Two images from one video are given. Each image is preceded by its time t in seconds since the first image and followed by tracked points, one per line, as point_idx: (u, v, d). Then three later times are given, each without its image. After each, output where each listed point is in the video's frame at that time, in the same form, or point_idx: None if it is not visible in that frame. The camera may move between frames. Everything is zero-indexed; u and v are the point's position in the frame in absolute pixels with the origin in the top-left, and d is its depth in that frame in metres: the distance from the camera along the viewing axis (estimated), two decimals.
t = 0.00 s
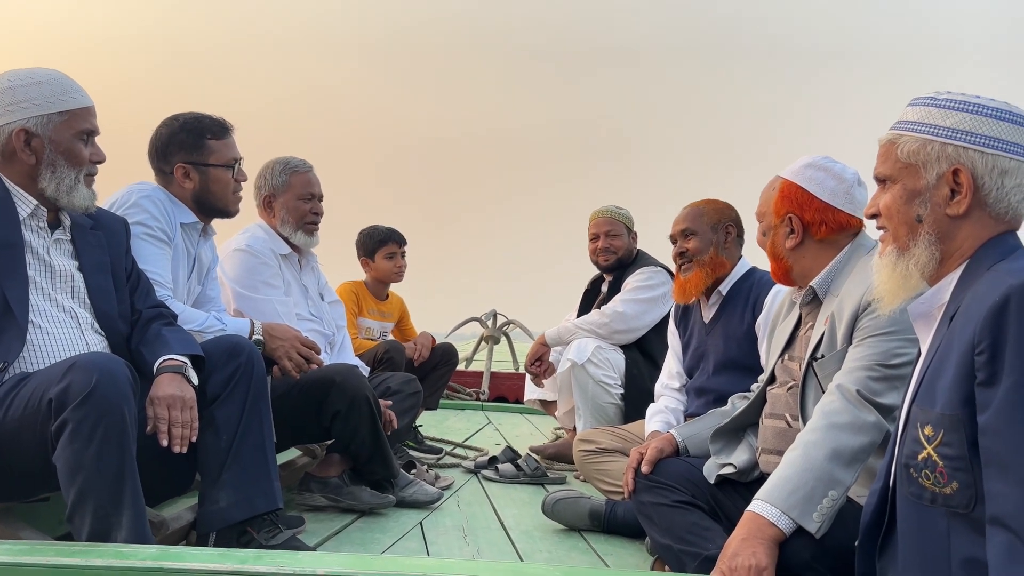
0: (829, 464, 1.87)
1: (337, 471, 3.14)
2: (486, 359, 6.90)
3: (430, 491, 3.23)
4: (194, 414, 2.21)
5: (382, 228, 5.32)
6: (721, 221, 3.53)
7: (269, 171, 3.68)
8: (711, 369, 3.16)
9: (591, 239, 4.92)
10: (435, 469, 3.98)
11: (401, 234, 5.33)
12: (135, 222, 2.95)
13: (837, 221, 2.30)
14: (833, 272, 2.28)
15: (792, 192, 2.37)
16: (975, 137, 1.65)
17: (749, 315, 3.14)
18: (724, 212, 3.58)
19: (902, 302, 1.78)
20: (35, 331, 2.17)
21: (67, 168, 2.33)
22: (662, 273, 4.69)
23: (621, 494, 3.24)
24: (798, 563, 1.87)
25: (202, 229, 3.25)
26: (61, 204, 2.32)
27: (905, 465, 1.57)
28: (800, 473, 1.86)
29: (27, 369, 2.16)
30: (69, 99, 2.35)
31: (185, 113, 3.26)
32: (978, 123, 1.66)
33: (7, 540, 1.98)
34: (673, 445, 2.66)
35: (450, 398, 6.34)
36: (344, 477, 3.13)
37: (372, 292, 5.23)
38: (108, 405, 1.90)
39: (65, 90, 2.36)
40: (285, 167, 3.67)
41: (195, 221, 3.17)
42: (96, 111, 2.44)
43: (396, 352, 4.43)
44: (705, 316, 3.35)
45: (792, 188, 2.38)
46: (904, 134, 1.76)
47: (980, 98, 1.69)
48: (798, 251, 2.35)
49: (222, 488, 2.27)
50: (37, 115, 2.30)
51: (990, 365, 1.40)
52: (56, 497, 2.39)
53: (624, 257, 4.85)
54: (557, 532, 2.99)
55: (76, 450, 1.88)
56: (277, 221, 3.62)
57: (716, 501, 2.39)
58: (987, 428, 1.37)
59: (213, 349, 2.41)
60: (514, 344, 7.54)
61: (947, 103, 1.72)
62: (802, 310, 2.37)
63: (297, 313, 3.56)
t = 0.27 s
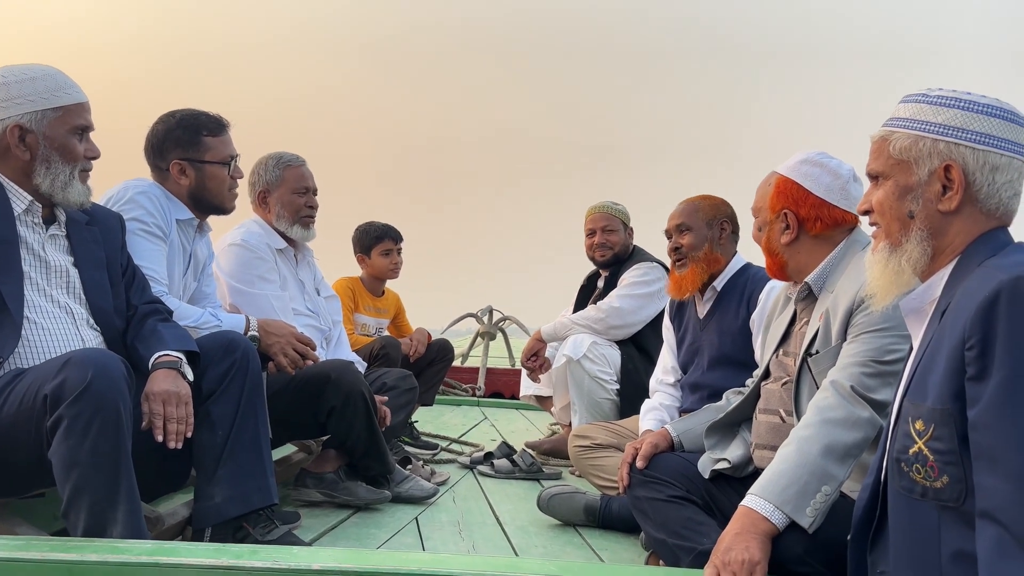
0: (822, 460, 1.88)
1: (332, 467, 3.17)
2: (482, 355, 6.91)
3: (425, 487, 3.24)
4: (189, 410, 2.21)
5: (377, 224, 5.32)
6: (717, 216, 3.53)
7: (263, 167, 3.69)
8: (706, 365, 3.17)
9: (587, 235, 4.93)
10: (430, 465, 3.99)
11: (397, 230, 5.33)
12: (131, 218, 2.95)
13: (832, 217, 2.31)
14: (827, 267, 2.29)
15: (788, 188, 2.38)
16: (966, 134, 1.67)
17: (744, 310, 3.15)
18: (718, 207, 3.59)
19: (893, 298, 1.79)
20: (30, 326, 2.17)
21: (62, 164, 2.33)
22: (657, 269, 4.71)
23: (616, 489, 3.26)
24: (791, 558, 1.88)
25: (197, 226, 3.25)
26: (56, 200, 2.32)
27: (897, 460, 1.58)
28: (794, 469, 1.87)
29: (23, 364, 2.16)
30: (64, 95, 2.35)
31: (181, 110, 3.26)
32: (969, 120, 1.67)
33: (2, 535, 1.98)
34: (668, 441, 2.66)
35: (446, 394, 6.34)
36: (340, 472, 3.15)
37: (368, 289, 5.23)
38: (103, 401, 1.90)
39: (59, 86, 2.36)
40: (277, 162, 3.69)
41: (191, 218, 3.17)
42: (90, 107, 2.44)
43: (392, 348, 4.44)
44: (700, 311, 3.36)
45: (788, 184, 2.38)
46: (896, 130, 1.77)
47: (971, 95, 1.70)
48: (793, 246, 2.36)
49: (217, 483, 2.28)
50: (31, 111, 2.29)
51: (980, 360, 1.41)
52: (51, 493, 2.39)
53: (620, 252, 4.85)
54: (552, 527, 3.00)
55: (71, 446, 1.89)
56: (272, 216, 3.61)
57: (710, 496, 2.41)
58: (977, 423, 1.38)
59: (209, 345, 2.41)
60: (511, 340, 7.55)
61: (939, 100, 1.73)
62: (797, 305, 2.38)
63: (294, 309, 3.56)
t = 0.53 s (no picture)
0: (819, 457, 1.88)
1: (329, 462, 3.15)
2: (478, 351, 6.90)
3: (422, 483, 3.24)
4: (186, 406, 2.21)
5: (372, 220, 5.32)
6: (713, 213, 3.55)
7: (256, 162, 3.68)
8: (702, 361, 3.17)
9: (584, 232, 4.93)
10: (427, 461, 3.99)
11: (392, 226, 5.32)
12: (127, 214, 2.94)
13: (830, 213, 2.31)
14: (825, 264, 2.29)
15: (786, 184, 2.37)
16: (962, 131, 1.66)
17: (739, 306, 3.15)
18: (715, 204, 3.60)
19: (890, 295, 1.79)
20: (25, 322, 2.17)
21: (56, 158, 2.32)
22: (654, 265, 4.70)
23: (613, 485, 3.27)
24: (788, 554, 1.88)
25: (194, 221, 3.24)
26: (50, 194, 2.31)
27: (893, 456, 1.59)
28: (791, 465, 1.87)
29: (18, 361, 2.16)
30: (57, 89, 2.34)
31: (176, 105, 3.25)
32: (965, 117, 1.67)
33: None
34: (664, 437, 2.67)
35: (443, 390, 6.34)
36: (336, 468, 3.14)
37: (364, 285, 5.23)
38: (99, 397, 1.90)
39: (52, 80, 2.35)
40: (271, 157, 3.68)
41: (187, 214, 3.16)
42: (84, 102, 2.43)
43: (388, 344, 4.41)
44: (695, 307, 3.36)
45: (786, 180, 2.38)
46: (892, 127, 1.77)
47: (967, 92, 1.70)
48: (791, 242, 2.36)
49: (214, 480, 2.27)
50: (24, 106, 2.29)
51: (976, 357, 1.41)
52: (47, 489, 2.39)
53: (617, 249, 4.86)
54: (549, 523, 3.01)
55: (67, 442, 1.88)
56: (266, 211, 3.60)
57: (706, 491, 2.42)
58: (973, 420, 1.38)
59: (205, 341, 2.40)
60: (507, 336, 7.55)
61: (935, 97, 1.73)
62: (795, 301, 2.39)
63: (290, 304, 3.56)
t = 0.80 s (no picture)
0: (822, 452, 1.88)
1: (328, 458, 3.12)
2: (476, 346, 6.89)
3: (422, 478, 3.23)
4: (186, 400, 2.20)
5: (369, 215, 5.30)
6: (712, 209, 3.54)
7: (253, 156, 3.66)
8: (704, 357, 3.17)
9: (583, 227, 4.92)
10: (426, 456, 3.99)
11: (389, 220, 5.32)
12: (126, 208, 2.92)
13: (832, 208, 2.30)
14: (827, 259, 2.29)
15: (788, 179, 2.37)
16: (968, 125, 1.66)
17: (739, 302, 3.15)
18: (713, 199, 3.59)
19: (895, 290, 1.78)
20: (24, 317, 2.15)
21: (54, 151, 2.30)
22: (653, 260, 4.69)
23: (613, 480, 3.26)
24: (791, 549, 1.88)
25: (193, 216, 3.22)
26: (49, 188, 2.30)
27: (898, 452, 1.58)
28: (794, 460, 1.87)
29: (17, 355, 2.15)
30: (55, 81, 2.32)
31: (174, 99, 3.23)
32: (972, 111, 1.66)
33: None
34: (665, 432, 2.66)
35: (441, 385, 6.34)
36: (336, 464, 3.12)
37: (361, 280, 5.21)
38: (99, 391, 1.89)
39: (50, 72, 2.33)
40: (267, 150, 3.66)
41: (186, 208, 3.14)
42: (82, 94, 2.41)
43: (387, 339, 4.41)
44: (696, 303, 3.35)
45: (788, 175, 2.38)
46: (898, 121, 1.76)
47: (972, 86, 1.69)
48: (793, 238, 2.36)
49: (214, 474, 2.26)
50: (22, 98, 2.27)
51: (983, 352, 1.41)
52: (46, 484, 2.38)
53: (616, 244, 4.85)
54: (549, 518, 3.01)
55: (68, 437, 1.87)
56: (263, 205, 3.59)
57: (708, 488, 2.40)
58: (980, 415, 1.38)
59: (205, 336, 2.39)
60: (505, 331, 7.54)
61: (940, 90, 1.72)
62: (796, 297, 2.38)
63: (288, 299, 3.54)
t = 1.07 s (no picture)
0: (826, 447, 1.87)
1: (329, 453, 3.17)
2: (476, 342, 6.89)
3: (423, 474, 3.23)
4: (187, 396, 2.19)
5: (367, 210, 5.29)
6: (712, 204, 3.51)
7: (252, 150, 3.65)
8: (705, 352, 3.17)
9: (584, 223, 4.91)
10: (426, 452, 3.98)
11: (387, 215, 5.31)
12: (126, 203, 2.92)
13: (834, 203, 2.30)
14: (830, 254, 2.28)
15: (789, 175, 2.36)
16: (972, 119, 1.65)
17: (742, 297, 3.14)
18: (713, 194, 3.56)
19: (899, 285, 1.77)
20: (24, 312, 2.15)
21: (54, 145, 2.29)
22: (653, 256, 4.69)
23: (614, 476, 3.26)
24: (795, 545, 1.88)
25: (194, 211, 3.21)
26: (49, 182, 2.28)
27: (903, 447, 1.58)
28: (797, 455, 1.87)
29: (17, 351, 2.14)
30: (54, 75, 2.31)
31: (174, 94, 3.21)
32: (975, 105, 1.66)
33: None
34: (667, 428, 2.65)
35: (440, 381, 6.33)
36: (336, 460, 3.14)
37: (360, 275, 5.20)
38: (101, 386, 1.88)
39: (50, 65, 2.32)
40: (266, 145, 3.65)
41: (186, 203, 3.12)
42: (82, 87, 2.40)
43: (387, 335, 4.41)
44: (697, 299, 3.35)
45: (790, 170, 2.37)
46: (901, 116, 1.75)
47: (977, 79, 1.69)
48: (795, 233, 2.35)
49: (216, 470, 2.26)
50: (22, 92, 2.26)
51: (989, 347, 1.40)
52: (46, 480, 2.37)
53: (617, 240, 4.84)
54: (550, 514, 3.00)
55: (69, 433, 1.86)
56: (263, 200, 3.58)
57: (710, 484, 2.40)
58: (986, 410, 1.37)
59: (206, 331, 2.38)
60: (504, 327, 7.54)
61: (944, 85, 1.71)
62: (798, 292, 2.38)
63: (287, 295, 3.53)
